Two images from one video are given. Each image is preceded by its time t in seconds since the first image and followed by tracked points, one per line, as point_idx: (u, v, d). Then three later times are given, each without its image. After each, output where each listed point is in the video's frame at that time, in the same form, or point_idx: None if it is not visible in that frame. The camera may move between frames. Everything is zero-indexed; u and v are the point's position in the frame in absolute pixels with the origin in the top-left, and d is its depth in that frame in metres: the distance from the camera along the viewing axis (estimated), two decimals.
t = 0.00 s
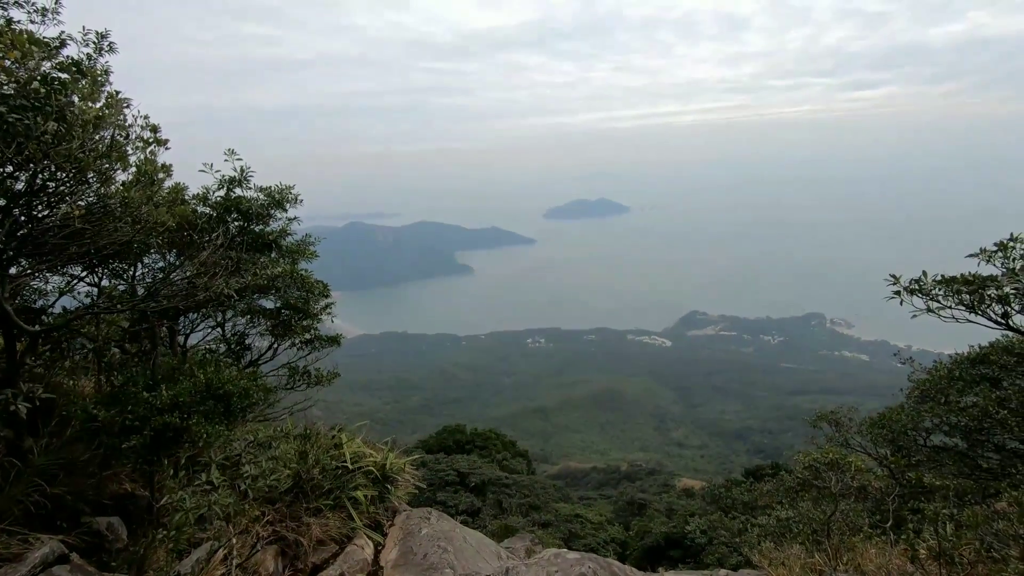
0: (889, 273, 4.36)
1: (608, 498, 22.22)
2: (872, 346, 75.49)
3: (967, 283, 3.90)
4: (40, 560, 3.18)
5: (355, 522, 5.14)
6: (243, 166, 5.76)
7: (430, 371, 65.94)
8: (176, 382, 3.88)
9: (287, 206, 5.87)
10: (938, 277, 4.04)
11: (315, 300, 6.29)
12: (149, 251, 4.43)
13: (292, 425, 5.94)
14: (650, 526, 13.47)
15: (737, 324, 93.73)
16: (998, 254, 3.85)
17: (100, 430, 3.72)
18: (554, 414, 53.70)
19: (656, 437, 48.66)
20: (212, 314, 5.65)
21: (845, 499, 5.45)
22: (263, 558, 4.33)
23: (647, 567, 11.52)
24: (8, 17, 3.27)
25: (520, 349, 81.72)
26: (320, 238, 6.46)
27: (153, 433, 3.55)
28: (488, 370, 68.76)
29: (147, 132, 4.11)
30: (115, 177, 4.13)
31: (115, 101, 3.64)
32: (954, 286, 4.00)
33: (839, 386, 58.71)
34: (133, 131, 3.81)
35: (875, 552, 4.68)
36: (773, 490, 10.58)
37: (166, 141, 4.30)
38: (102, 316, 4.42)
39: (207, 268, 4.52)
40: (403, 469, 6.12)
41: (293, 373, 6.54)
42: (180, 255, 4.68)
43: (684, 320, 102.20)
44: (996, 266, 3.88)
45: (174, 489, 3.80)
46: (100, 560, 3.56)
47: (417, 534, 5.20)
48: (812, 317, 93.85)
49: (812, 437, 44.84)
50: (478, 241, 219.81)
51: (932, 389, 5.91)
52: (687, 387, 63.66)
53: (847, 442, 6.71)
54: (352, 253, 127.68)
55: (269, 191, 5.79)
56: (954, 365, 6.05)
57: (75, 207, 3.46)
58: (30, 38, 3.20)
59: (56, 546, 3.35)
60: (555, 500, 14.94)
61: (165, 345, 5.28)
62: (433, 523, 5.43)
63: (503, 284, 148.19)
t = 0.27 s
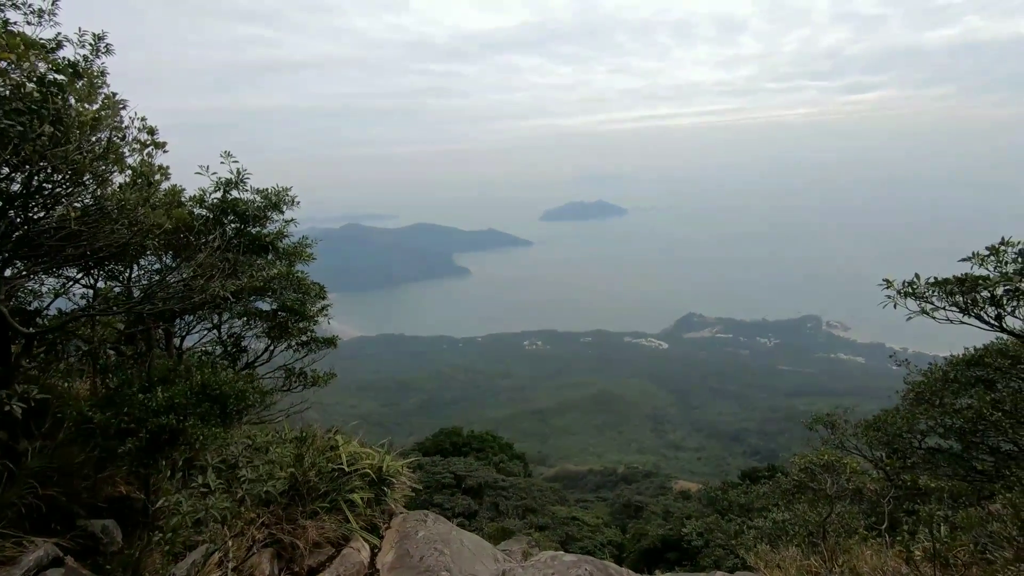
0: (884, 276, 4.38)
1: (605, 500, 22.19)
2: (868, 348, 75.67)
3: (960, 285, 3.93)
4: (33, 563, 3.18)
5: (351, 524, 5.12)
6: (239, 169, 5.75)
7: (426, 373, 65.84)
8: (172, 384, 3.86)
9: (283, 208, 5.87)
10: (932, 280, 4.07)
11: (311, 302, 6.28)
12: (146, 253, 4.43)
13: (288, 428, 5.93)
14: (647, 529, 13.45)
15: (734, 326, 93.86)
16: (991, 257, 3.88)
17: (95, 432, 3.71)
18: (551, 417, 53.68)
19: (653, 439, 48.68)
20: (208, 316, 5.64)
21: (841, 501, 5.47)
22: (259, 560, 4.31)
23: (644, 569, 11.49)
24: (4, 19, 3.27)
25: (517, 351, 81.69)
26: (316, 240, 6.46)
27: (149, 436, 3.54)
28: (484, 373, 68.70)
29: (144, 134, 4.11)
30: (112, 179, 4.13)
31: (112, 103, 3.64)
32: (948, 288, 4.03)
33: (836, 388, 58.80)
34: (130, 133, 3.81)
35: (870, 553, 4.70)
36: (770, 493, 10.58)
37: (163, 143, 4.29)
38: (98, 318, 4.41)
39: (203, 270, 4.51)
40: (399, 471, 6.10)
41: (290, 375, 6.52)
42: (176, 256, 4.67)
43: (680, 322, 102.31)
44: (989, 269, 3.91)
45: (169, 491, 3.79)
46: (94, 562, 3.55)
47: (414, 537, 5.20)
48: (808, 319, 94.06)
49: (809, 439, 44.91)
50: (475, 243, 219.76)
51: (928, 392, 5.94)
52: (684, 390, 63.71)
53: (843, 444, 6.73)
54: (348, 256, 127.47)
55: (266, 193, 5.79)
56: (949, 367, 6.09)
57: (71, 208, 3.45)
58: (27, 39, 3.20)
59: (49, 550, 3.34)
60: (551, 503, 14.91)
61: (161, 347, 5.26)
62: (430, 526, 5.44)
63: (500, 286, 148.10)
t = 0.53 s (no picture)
0: (882, 276, 4.39)
1: (604, 503, 22.20)
2: (867, 350, 75.72)
3: (958, 285, 3.94)
4: (32, 568, 3.17)
5: (350, 527, 5.11)
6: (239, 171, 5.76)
7: (425, 376, 65.81)
8: (172, 388, 3.87)
9: (282, 211, 5.88)
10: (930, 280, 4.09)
11: (310, 305, 6.28)
12: (145, 256, 4.41)
13: (288, 431, 5.93)
14: (646, 531, 13.46)
15: (733, 329, 93.94)
16: (989, 259, 3.90)
17: (94, 436, 3.70)
18: (550, 419, 53.67)
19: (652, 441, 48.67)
20: (208, 319, 5.64)
21: (840, 503, 5.48)
22: (258, 565, 4.29)
23: (644, 572, 11.50)
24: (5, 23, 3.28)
25: (516, 353, 81.69)
26: (315, 243, 6.45)
27: (147, 441, 3.54)
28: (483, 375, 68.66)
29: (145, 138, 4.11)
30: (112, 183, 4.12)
31: (113, 107, 3.64)
32: (945, 288, 4.04)
33: (835, 390, 58.84)
34: (130, 137, 3.81)
35: (868, 555, 4.70)
36: (770, 494, 10.60)
37: (164, 148, 4.30)
38: (98, 321, 4.41)
39: (203, 273, 4.52)
40: (399, 474, 6.09)
41: (289, 378, 6.52)
42: (175, 260, 4.66)
43: (679, 324, 102.37)
44: (985, 270, 3.92)
45: (168, 495, 3.79)
46: (94, 567, 3.54)
47: (413, 540, 5.20)
48: (807, 321, 94.13)
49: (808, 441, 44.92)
50: (474, 245, 219.97)
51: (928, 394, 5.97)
52: (683, 392, 63.75)
53: (842, 446, 6.74)
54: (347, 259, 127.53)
55: (266, 197, 5.79)
56: (948, 369, 6.11)
57: (71, 212, 3.46)
58: (27, 44, 3.21)
59: (48, 554, 3.32)
60: (551, 505, 14.90)
61: (160, 350, 5.27)
62: (429, 529, 5.44)
63: (499, 289, 148.13)
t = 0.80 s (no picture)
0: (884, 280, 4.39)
1: (607, 508, 22.13)
2: (869, 354, 75.53)
3: (960, 289, 3.94)
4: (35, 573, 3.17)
5: (353, 533, 5.09)
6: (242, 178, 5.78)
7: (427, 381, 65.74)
8: (176, 394, 3.88)
9: (286, 217, 5.90)
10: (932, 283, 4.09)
11: (313, 311, 6.29)
12: (148, 262, 4.43)
13: (290, 437, 5.92)
14: (649, 537, 13.42)
15: (735, 333, 93.80)
16: (991, 262, 3.90)
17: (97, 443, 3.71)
18: (552, 424, 53.58)
19: (655, 446, 48.55)
20: (211, 325, 5.65)
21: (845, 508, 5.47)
22: (261, 571, 4.27)
23: None
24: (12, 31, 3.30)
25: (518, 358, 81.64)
26: (318, 248, 6.47)
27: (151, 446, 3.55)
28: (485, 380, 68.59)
29: (149, 146, 4.15)
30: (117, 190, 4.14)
31: (118, 115, 3.68)
32: (947, 292, 4.04)
33: (837, 394, 58.68)
34: (135, 144, 3.84)
35: (872, 559, 4.69)
36: (772, 500, 10.57)
37: (168, 155, 4.33)
38: (102, 327, 4.43)
39: (207, 279, 4.53)
40: (401, 479, 6.07)
41: (292, 383, 6.52)
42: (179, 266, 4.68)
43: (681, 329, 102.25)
44: (988, 274, 3.92)
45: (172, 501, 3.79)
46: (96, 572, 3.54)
47: (416, 545, 5.18)
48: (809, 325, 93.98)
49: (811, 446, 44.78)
50: (476, 250, 220.17)
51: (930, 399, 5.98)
52: (685, 397, 63.62)
53: (845, 451, 6.73)
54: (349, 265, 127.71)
55: (269, 203, 5.82)
56: (951, 373, 6.10)
57: (77, 220, 3.48)
58: (35, 53, 3.24)
59: (52, 561, 3.33)
60: (553, 511, 14.86)
61: (163, 356, 5.28)
62: (432, 534, 5.43)
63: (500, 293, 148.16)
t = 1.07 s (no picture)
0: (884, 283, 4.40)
1: (608, 511, 22.07)
2: (870, 357, 75.42)
3: (959, 291, 3.95)
4: None
5: (353, 537, 5.06)
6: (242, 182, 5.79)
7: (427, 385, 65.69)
8: (176, 398, 3.88)
9: (286, 221, 5.91)
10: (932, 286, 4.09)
11: (313, 315, 6.29)
12: (149, 267, 4.44)
13: (290, 441, 5.92)
14: (650, 540, 13.39)
15: (735, 336, 93.73)
16: (990, 265, 3.90)
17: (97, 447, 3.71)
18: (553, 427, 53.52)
19: (655, 449, 48.48)
20: (211, 329, 5.66)
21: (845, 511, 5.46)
22: None
23: None
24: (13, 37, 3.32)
25: (518, 361, 81.58)
26: (318, 252, 6.48)
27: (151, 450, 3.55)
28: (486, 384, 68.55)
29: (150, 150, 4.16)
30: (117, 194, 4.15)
31: (119, 120, 3.69)
32: (947, 294, 4.05)
33: (839, 397, 58.58)
34: (135, 148, 3.85)
35: (873, 563, 4.68)
36: (773, 503, 10.55)
37: (168, 158, 4.34)
38: (102, 331, 4.44)
39: (207, 283, 4.54)
40: (402, 483, 6.04)
41: (292, 387, 6.52)
42: (179, 270, 4.69)
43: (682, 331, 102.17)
44: (988, 276, 3.92)
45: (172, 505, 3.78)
46: None
47: (416, 550, 5.17)
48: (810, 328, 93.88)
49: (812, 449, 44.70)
50: (476, 254, 220.31)
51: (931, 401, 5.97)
52: (685, 400, 63.55)
53: (846, 454, 6.72)
54: (350, 268, 127.77)
55: (269, 207, 5.82)
56: (952, 376, 6.08)
57: (77, 224, 3.49)
58: (35, 58, 3.25)
59: (52, 564, 3.33)
60: (554, 514, 14.83)
61: (163, 360, 5.29)
62: (432, 538, 5.42)
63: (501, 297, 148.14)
